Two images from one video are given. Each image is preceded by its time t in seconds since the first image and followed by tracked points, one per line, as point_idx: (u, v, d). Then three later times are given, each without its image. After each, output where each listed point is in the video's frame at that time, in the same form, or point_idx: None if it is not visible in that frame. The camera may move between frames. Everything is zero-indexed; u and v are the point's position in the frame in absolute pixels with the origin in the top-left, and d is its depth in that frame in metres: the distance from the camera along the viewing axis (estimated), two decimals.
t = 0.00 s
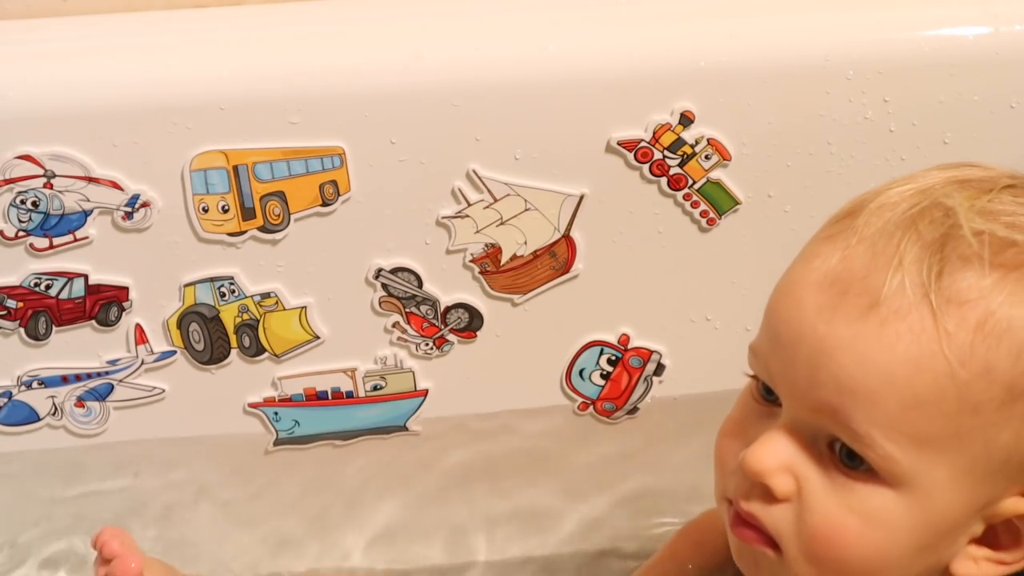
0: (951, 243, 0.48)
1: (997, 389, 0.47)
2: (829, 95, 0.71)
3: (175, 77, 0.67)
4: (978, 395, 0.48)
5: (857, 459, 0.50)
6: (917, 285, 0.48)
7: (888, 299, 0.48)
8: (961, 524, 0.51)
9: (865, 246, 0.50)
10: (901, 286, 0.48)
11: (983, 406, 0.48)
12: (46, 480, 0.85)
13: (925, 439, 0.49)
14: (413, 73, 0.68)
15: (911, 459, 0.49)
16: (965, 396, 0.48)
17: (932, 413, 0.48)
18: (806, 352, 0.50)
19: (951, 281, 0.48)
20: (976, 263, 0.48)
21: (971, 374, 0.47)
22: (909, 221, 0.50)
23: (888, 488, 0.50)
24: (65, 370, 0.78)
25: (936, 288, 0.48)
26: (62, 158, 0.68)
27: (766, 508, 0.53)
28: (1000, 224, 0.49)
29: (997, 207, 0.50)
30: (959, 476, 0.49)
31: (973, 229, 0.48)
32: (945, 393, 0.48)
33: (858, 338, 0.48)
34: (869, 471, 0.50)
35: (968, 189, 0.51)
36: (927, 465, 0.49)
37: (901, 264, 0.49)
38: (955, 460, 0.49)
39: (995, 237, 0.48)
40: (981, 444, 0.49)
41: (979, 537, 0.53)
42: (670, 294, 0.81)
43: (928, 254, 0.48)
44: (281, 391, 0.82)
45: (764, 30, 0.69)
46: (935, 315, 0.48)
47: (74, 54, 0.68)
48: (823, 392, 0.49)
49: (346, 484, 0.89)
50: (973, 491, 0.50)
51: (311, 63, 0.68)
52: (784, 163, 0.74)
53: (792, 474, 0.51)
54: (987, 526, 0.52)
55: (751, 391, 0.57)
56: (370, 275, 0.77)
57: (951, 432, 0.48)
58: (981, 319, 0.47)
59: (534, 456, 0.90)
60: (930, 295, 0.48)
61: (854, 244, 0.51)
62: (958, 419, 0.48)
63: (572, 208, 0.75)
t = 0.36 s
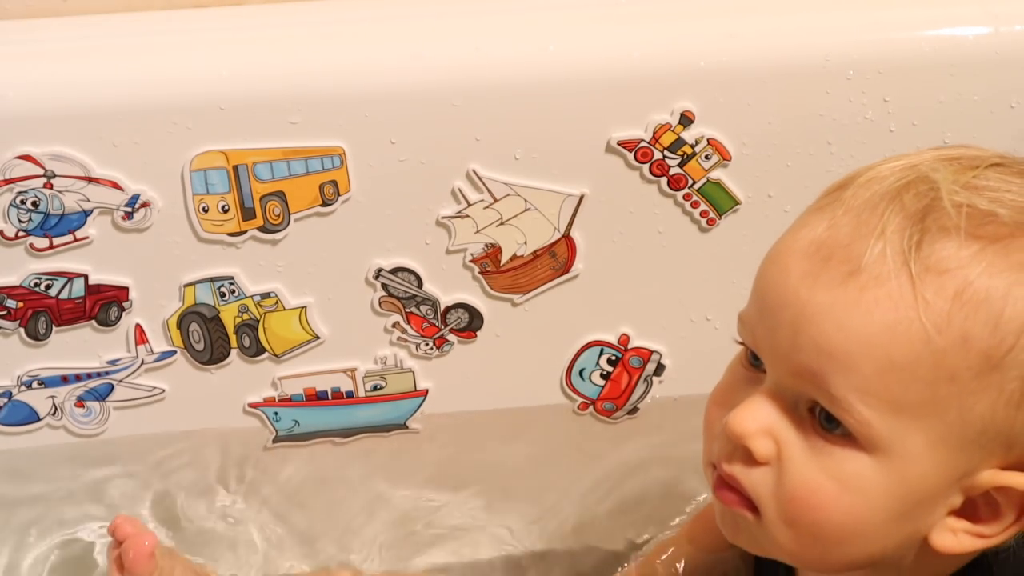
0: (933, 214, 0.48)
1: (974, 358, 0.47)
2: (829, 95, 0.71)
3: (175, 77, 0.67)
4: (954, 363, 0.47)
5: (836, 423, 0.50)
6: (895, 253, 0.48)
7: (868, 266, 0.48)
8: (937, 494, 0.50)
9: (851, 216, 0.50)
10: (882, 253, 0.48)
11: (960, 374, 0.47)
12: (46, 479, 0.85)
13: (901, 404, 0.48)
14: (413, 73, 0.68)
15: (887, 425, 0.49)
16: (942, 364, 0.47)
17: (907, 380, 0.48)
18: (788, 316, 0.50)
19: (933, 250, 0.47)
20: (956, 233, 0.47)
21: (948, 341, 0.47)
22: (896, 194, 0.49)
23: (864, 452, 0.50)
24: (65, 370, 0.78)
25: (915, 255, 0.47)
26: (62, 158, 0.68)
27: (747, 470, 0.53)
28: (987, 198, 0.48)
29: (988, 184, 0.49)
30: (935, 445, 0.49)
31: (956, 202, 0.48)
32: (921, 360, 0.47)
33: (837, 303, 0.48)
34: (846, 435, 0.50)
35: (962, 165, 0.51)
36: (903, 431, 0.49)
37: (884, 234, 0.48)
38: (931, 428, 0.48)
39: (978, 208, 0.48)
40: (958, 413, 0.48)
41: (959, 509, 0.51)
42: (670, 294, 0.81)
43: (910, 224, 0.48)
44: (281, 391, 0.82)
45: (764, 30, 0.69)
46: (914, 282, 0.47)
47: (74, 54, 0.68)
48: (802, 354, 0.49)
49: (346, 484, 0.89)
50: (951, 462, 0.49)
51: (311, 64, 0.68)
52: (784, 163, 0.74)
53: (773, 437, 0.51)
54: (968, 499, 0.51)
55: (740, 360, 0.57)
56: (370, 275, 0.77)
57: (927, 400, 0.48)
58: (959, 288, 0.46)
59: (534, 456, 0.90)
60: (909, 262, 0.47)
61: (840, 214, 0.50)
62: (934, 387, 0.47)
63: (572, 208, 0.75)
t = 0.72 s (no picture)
0: (919, 191, 0.49)
1: (956, 333, 0.47)
2: (829, 95, 0.71)
3: (175, 77, 0.67)
4: (937, 337, 0.47)
5: (819, 397, 0.51)
6: (880, 229, 0.48)
7: (854, 241, 0.49)
8: (924, 471, 0.51)
9: (840, 193, 0.50)
10: (867, 228, 0.49)
11: (944, 348, 0.48)
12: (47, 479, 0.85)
13: (885, 377, 0.49)
14: (413, 73, 0.68)
15: (871, 399, 0.49)
16: (925, 338, 0.48)
17: (891, 354, 0.48)
18: (776, 291, 0.51)
19: (917, 226, 0.48)
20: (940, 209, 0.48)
21: (931, 315, 0.47)
22: (884, 173, 0.50)
23: (850, 426, 0.50)
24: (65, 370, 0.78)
25: (900, 231, 0.48)
26: (62, 158, 0.68)
27: (735, 444, 0.53)
28: (973, 178, 0.49)
29: (975, 165, 0.50)
30: (920, 419, 0.49)
31: (942, 181, 0.49)
32: (905, 334, 0.48)
33: (823, 277, 0.49)
34: (829, 409, 0.51)
35: (952, 148, 0.51)
36: (888, 405, 0.49)
37: (871, 211, 0.49)
38: (915, 402, 0.49)
39: (961, 186, 0.48)
40: (942, 388, 0.48)
41: (948, 487, 0.52)
42: (669, 294, 0.81)
43: (895, 201, 0.49)
44: (281, 391, 0.82)
45: (764, 30, 0.69)
46: (898, 257, 0.48)
47: (74, 54, 0.68)
48: (789, 327, 0.50)
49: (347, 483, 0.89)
50: (936, 436, 0.50)
51: (311, 64, 0.68)
52: (784, 163, 0.74)
53: (762, 412, 0.52)
54: (956, 477, 0.51)
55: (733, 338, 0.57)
56: (370, 275, 0.77)
57: (910, 373, 0.48)
58: (942, 264, 0.47)
59: (535, 456, 0.90)
60: (893, 238, 0.48)
61: (828, 192, 0.51)
62: (918, 361, 0.48)
63: (572, 208, 0.75)
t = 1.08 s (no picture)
0: (905, 179, 0.48)
1: (940, 321, 0.47)
2: (829, 95, 0.71)
3: (175, 77, 0.67)
4: (923, 325, 0.47)
5: (812, 386, 0.52)
6: (865, 216, 0.49)
7: (839, 229, 0.49)
8: (918, 461, 0.51)
9: (833, 183, 0.51)
10: (853, 216, 0.49)
11: (928, 336, 0.48)
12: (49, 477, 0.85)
13: (871, 365, 0.49)
14: (413, 73, 0.68)
15: (858, 386, 0.50)
16: (910, 325, 0.48)
17: (875, 341, 0.49)
18: (768, 279, 0.52)
19: (903, 214, 0.48)
20: (926, 197, 0.47)
21: (916, 304, 0.47)
22: (879, 161, 0.50)
23: (840, 413, 0.51)
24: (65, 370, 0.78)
25: (885, 218, 0.48)
26: (61, 158, 0.68)
27: (736, 431, 0.55)
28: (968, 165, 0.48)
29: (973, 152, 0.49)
30: (908, 407, 0.49)
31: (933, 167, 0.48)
32: (889, 321, 0.48)
33: (808, 265, 0.50)
34: (822, 397, 0.51)
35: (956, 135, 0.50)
36: (874, 392, 0.50)
37: (858, 198, 0.49)
38: (903, 390, 0.49)
39: (955, 173, 0.48)
40: (929, 376, 0.48)
41: (950, 479, 0.51)
42: (669, 294, 0.81)
43: (882, 190, 0.49)
44: (281, 391, 0.82)
45: (764, 30, 0.69)
46: (881, 244, 0.48)
47: (74, 54, 0.68)
48: (779, 314, 0.51)
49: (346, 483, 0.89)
50: (928, 425, 0.50)
51: (311, 64, 0.68)
52: (784, 163, 0.74)
53: (759, 401, 0.54)
54: (958, 469, 0.51)
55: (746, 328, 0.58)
56: (370, 275, 0.77)
57: (896, 362, 0.49)
58: (926, 251, 0.47)
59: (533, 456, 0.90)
60: (877, 224, 0.48)
61: (822, 181, 0.51)
62: (903, 348, 0.48)
63: (572, 208, 0.75)
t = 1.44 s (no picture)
0: (888, 224, 0.46)
1: (938, 368, 0.46)
2: (829, 95, 0.71)
3: (174, 77, 0.67)
4: (921, 374, 0.46)
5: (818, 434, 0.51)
6: (853, 265, 0.47)
7: (828, 281, 0.48)
8: (934, 496, 0.50)
9: (818, 229, 0.48)
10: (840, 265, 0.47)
11: (927, 383, 0.46)
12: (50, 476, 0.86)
13: (871, 414, 0.48)
14: (413, 73, 0.68)
15: (862, 435, 0.49)
16: (907, 374, 0.46)
17: (874, 393, 0.47)
18: (764, 331, 0.51)
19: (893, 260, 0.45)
20: (917, 239, 0.45)
21: (912, 353, 0.46)
22: (862, 199, 0.47)
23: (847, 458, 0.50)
24: (65, 370, 0.78)
25: (874, 266, 0.46)
26: (61, 158, 0.68)
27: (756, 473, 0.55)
28: (957, 195, 0.45)
29: (964, 178, 0.45)
30: (911, 451, 0.48)
31: (921, 199, 0.45)
32: (886, 372, 0.47)
33: (801, 320, 0.48)
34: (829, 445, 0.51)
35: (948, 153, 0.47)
36: (878, 439, 0.49)
37: (845, 246, 0.47)
38: (908, 435, 0.48)
39: (943, 206, 0.45)
40: (933, 421, 0.47)
41: (970, 508, 0.50)
42: (669, 294, 0.81)
43: (865, 236, 0.46)
44: (281, 391, 0.83)
45: (764, 30, 0.69)
46: (870, 296, 0.46)
47: (73, 54, 0.67)
48: (777, 366, 0.50)
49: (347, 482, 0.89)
50: (938, 464, 0.48)
51: (311, 64, 0.68)
52: (784, 163, 0.74)
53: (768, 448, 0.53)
54: (977, 497, 0.50)
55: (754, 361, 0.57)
56: (370, 275, 0.77)
57: (898, 409, 0.47)
58: (917, 300, 0.45)
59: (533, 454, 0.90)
60: (864, 274, 0.46)
61: (808, 225, 0.49)
62: (903, 397, 0.47)
63: (572, 208, 0.75)
